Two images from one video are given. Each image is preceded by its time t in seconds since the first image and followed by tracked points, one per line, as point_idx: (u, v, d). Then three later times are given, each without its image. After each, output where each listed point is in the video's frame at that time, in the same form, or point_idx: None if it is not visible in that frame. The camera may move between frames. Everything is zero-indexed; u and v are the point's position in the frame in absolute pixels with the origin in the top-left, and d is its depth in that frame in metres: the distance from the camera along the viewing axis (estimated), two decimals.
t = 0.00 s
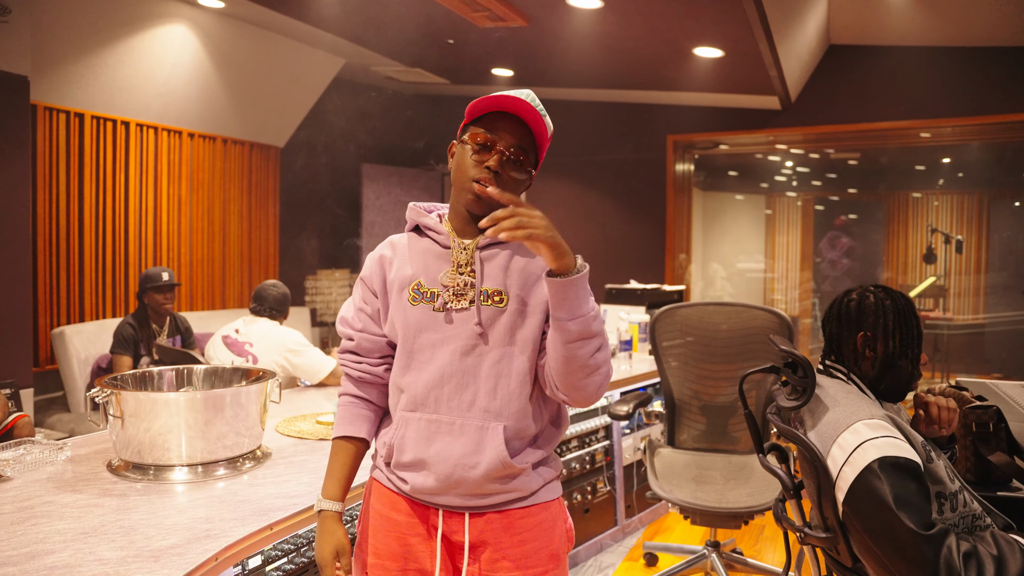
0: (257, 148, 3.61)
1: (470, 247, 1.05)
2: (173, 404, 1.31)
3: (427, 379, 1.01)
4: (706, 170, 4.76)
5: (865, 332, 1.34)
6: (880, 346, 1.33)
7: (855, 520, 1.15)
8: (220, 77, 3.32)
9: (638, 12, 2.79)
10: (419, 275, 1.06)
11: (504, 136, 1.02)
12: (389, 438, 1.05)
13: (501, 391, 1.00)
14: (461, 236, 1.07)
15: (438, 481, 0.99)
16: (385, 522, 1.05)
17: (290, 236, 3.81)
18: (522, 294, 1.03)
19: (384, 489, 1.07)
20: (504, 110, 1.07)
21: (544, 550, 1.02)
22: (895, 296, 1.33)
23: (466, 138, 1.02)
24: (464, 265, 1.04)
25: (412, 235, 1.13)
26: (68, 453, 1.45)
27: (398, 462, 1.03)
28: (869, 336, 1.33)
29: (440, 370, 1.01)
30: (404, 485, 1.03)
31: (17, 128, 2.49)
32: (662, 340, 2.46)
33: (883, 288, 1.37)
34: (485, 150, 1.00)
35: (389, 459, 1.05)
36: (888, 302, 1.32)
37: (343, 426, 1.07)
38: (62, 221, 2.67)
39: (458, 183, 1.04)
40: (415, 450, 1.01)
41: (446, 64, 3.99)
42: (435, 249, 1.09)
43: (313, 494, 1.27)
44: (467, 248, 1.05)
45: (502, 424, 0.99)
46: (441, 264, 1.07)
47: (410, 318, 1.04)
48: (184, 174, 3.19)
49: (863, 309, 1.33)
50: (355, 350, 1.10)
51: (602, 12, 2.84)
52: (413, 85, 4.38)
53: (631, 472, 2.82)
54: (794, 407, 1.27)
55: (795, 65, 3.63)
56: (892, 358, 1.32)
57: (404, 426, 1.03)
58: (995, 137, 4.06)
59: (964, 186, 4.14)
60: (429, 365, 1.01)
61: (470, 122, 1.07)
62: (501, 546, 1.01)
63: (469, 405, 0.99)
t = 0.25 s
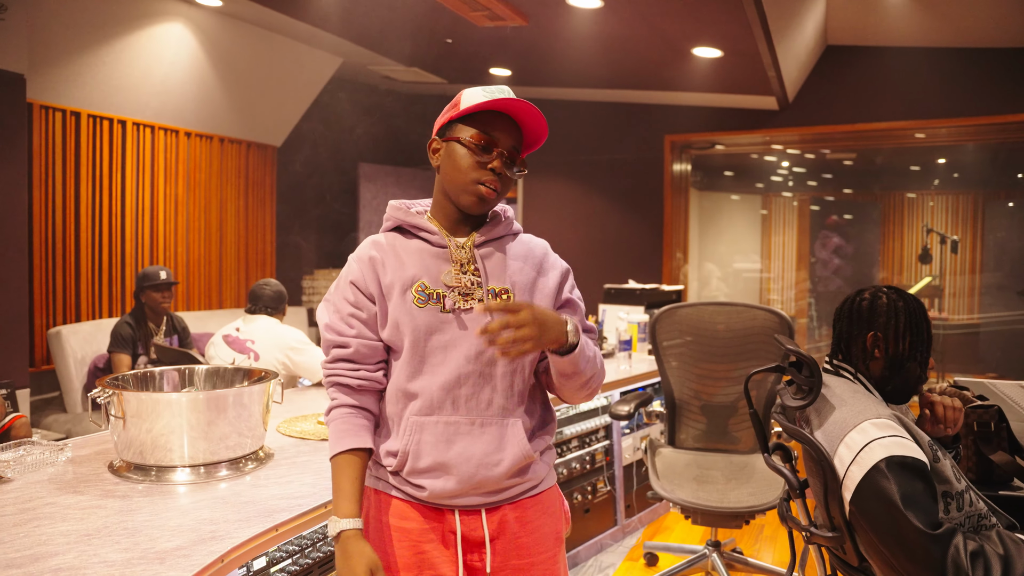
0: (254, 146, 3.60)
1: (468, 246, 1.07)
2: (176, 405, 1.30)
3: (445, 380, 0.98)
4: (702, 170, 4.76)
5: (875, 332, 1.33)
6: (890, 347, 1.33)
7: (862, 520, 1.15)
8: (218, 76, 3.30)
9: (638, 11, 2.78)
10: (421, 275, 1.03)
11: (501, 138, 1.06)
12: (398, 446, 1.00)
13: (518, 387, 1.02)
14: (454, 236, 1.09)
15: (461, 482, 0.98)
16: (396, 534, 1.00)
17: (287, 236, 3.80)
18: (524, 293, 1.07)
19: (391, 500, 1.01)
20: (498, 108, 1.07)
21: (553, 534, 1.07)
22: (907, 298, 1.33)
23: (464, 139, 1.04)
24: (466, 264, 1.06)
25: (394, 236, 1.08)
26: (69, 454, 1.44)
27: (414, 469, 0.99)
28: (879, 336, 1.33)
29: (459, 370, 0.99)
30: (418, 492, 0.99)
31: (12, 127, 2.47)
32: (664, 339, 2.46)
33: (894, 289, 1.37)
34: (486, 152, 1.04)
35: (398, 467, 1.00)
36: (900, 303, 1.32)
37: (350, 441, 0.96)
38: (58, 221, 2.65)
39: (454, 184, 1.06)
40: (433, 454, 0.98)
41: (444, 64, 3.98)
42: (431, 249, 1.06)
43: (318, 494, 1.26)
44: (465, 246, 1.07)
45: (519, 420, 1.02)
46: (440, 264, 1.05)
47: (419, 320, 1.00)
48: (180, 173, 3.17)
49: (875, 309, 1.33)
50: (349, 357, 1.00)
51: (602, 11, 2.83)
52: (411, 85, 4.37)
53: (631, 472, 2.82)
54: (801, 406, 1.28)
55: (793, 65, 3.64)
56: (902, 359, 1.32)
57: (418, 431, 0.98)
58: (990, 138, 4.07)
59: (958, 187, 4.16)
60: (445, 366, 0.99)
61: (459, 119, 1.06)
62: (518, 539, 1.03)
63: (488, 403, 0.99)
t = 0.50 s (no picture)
0: (251, 146, 3.58)
1: (488, 242, 1.08)
2: (176, 406, 1.29)
3: (474, 375, 0.97)
4: (698, 169, 4.76)
5: (875, 331, 1.33)
6: (891, 345, 1.33)
7: (867, 519, 1.15)
8: (214, 74, 3.29)
9: (637, 10, 2.78)
10: (445, 270, 1.02)
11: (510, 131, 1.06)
12: (420, 442, 0.97)
13: (540, 382, 1.04)
14: (471, 231, 1.09)
15: (487, 479, 0.97)
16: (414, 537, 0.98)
17: (284, 235, 3.78)
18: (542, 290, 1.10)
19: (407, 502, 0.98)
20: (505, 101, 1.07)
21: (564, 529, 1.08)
22: (905, 295, 1.33)
23: (473, 135, 1.03)
24: (489, 258, 1.06)
25: (411, 232, 1.06)
26: (68, 455, 1.43)
27: (436, 466, 0.96)
28: (880, 335, 1.33)
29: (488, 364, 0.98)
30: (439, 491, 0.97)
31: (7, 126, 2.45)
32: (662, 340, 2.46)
33: (893, 287, 1.37)
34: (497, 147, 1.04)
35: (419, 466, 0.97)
36: (898, 301, 1.32)
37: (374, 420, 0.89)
38: (54, 220, 2.63)
39: (467, 181, 1.05)
40: (458, 450, 0.96)
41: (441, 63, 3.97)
42: (451, 244, 1.05)
43: (320, 495, 1.25)
44: (485, 242, 1.08)
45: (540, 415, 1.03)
46: (461, 259, 1.04)
47: (446, 315, 0.98)
48: (175, 173, 3.16)
49: (874, 308, 1.33)
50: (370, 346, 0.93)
51: (600, 10, 2.83)
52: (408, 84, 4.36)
53: (630, 471, 2.81)
54: (804, 405, 1.27)
55: (791, 65, 3.64)
56: (902, 356, 1.32)
57: (442, 426, 0.96)
58: (985, 137, 4.09)
59: (954, 186, 4.17)
60: (473, 361, 0.98)
61: (464, 116, 1.05)
62: (532, 537, 1.03)
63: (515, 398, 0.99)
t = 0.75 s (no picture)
0: (245, 147, 3.57)
1: (516, 243, 1.12)
2: (174, 407, 1.29)
3: (510, 372, 0.99)
4: (691, 170, 4.78)
5: (872, 332, 1.34)
6: (886, 345, 1.34)
7: (863, 518, 1.16)
8: (209, 74, 3.28)
9: (632, 11, 2.79)
10: (477, 268, 1.05)
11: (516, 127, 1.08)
12: (454, 439, 0.98)
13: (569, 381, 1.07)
14: (498, 232, 1.12)
15: (520, 478, 0.99)
16: (443, 542, 0.99)
17: (278, 236, 3.78)
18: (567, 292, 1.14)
19: (435, 506, 0.99)
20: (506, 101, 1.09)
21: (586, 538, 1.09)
22: (901, 296, 1.34)
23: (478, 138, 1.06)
24: (519, 259, 1.10)
25: (436, 234, 1.07)
26: (64, 457, 1.43)
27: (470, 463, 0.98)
28: (875, 335, 1.34)
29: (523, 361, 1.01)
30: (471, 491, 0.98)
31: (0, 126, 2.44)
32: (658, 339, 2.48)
33: (889, 288, 1.38)
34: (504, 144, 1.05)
35: (451, 465, 0.98)
36: (894, 302, 1.33)
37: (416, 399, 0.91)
38: (46, 221, 2.62)
39: (483, 184, 1.07)
40: (493, 446, 0.98)
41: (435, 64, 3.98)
42: (480, 244, 1.08)
43: (319, 496, 1.25)
44: (513, 242, 1.12)
45: (570, 414, 1.06)
46: (492, 259, 1.08)
47: (481, 311, 1.00)
48: (170, 173, 3.14)
49: (870, 308, 1.34)
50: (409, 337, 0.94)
51: (596, 12, 2.84)
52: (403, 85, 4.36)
53: (626, 472, 2.82)
54: (801, 405, 1.28)
55: (784, 66, 3.66)
56: (897, 357, 1.33)
57: (477, 422, 0.98)
58: (977, 139, 4.12)
59: (945, 187, 4.20)
60: (509, 358, 1.00)
61: (469, 122, 1.08)
62: (556, 541, 1.04)
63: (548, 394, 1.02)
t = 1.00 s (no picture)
0: (237, 147, 3.56)
1: (525, 247, 1.10)
2: (170, 408, 1.30)
3: (508, 373, 0.97)
4: (682, 171, 4.81)
5: (866, 331, 1.37)
6: (879, 346, 1.37)
7: (852, 514, 1.18)
8: (201, 75, 3.28)
9: (624, 13, 2.81)
10: (482, 270, 1.04)
11: (494, 134, 1.06)
12: (453, 438, 0.98)
13: (576, 385, 1.02)
14: (510, 239, 1.10)
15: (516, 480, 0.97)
16: (443, 538, 0.99)
17: (270, 236, 3.77)
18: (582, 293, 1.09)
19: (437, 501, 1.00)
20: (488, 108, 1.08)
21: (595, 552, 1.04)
22: (894, 298, 1.37)
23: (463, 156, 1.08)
24: (525, 261, 1.07)
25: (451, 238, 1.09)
26: (59, 458, 1.43)
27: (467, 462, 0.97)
28: (869, 335, 1.37)
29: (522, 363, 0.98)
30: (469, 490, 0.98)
31: None
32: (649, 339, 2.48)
33: (882, 290, 1.41)
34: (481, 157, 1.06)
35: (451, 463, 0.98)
36: (888, 303, 1.36)
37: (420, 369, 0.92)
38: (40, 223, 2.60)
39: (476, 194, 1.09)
40: (490, 447, 0.97)
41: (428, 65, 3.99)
42: (489, 248, 1.08)
43: (314, 495, 1.26)
44: (521, 246, 1.10)
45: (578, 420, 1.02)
46: (499, 261, 1.07)
47: (481, 312, 0.99)
48: (163, 173, 3.14)
49: (864, 308, 1.37)
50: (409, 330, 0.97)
51: (588, 14, 2.85)
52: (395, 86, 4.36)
53: (618, 471, 2.84)
54: (792, 404, 1.30)
55: (774, 68, 3.69)
56: (890, 357, 1.35)
57: (475, 422, 0.97)
58: (965, 140, 4.16)
59: (933, 188, 4.25)
60: (507, 359, 0.98)
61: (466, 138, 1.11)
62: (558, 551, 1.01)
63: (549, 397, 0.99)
